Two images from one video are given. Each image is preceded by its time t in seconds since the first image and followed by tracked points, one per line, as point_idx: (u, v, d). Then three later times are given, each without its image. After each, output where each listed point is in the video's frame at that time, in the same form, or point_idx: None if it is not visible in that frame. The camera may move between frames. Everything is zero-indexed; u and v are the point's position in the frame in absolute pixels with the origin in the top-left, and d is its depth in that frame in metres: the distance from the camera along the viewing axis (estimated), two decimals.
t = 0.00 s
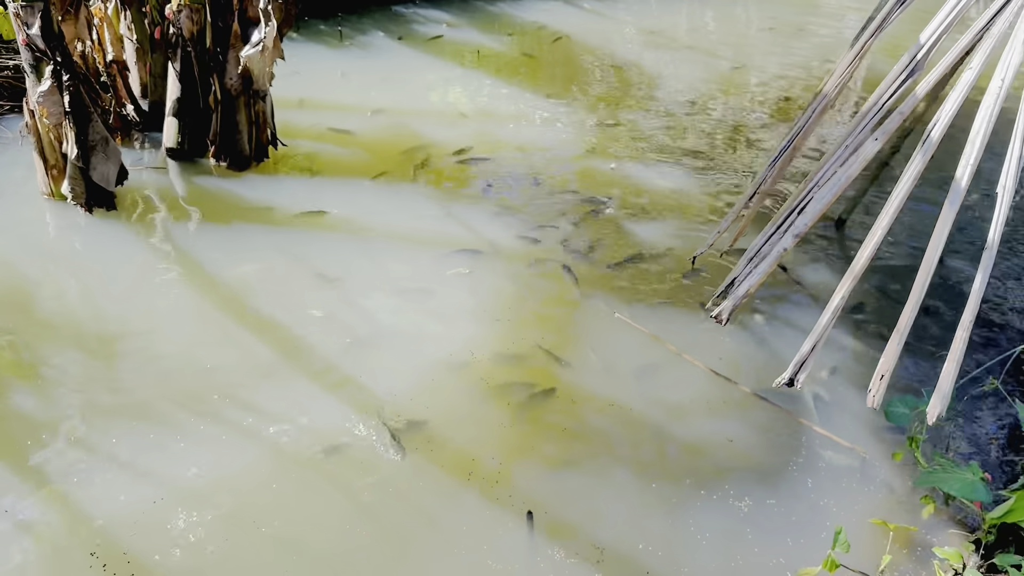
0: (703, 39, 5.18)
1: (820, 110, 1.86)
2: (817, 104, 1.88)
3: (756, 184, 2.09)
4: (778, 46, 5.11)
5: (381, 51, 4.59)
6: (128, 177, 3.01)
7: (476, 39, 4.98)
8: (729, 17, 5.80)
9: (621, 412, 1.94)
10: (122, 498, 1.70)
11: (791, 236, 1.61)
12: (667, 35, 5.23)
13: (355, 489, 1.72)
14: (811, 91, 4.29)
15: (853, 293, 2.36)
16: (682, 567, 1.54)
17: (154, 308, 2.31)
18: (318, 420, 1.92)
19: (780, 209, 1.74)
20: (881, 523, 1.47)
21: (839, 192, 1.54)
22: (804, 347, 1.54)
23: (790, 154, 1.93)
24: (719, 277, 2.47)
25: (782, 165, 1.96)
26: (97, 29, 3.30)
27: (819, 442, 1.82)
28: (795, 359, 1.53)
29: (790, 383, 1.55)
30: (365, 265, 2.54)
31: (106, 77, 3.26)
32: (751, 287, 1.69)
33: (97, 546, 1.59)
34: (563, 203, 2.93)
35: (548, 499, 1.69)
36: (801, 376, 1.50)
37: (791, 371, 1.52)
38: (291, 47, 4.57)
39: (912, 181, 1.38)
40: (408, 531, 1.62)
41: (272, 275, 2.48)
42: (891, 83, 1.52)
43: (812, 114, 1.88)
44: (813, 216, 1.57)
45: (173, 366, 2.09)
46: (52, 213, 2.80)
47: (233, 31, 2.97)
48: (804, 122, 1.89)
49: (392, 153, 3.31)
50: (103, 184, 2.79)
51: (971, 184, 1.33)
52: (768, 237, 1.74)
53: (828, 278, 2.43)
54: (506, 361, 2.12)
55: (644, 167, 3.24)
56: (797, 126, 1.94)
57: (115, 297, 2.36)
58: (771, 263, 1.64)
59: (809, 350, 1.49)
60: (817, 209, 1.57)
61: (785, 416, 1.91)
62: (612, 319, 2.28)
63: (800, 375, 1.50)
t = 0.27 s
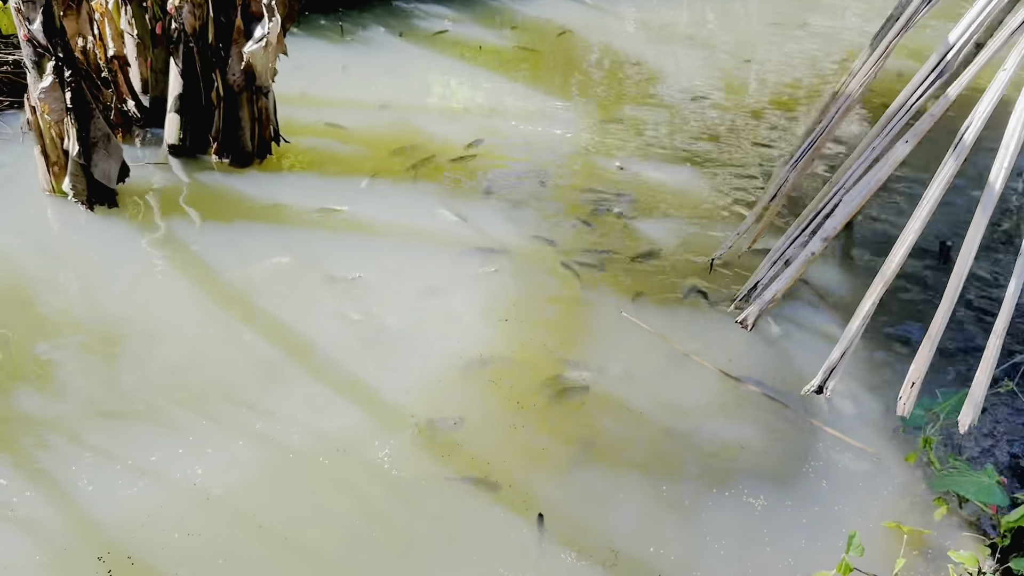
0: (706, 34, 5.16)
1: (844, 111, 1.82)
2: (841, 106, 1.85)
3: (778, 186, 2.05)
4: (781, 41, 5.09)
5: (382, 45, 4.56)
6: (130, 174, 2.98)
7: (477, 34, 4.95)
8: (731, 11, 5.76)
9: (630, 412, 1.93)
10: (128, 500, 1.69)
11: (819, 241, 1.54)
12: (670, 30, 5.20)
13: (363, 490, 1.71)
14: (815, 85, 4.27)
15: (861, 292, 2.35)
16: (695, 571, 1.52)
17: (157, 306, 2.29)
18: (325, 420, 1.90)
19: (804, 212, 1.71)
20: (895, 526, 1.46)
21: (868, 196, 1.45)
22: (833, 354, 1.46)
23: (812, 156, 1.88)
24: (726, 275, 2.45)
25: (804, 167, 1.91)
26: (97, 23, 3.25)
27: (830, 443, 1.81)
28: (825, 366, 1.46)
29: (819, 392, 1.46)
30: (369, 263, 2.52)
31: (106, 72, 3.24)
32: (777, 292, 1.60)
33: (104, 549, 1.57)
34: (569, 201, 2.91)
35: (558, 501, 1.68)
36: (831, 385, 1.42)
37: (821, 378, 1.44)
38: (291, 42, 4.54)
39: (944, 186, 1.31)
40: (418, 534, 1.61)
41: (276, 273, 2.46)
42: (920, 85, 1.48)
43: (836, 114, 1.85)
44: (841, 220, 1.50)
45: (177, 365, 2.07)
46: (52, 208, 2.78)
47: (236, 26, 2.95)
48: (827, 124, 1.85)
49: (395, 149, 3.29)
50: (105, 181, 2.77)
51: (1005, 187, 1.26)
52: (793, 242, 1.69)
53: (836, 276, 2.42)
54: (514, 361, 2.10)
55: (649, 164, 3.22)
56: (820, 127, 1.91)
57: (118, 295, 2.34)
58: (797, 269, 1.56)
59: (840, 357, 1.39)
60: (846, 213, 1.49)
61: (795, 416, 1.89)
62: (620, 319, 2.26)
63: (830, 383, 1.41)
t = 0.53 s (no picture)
0: (707, 30, 5.14)
1: (851, 112, 1.80)
2: (849, 107, 1.82)
3: (784, 188, 2.03)
4: (782, 37, 5.07)
5: (382, 41, 4.54)
6: (129, 171, 2.98)
7: (477, 30, 4.92)
8: (732, 6, 5.74)
9: (634, 412, 1.92)
10: (129, 499, 1.68)
11: (829, 246, 1.51)
12: (670, 26, 5.18)
13: (364, 491, 1.70)
14: (816, 81, 4.25)
15: (863, 291, 2.34)
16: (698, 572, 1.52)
17: (157, 305, 2.29)
18: (325, 420, 1.90)
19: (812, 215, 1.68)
20: (899, 528, 1.46)
21: (880, 201, 1.43)
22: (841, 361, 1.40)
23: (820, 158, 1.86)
24: (728, 274, 2.44)
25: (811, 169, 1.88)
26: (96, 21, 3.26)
27: (832, 443, 1.81)
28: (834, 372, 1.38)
29: (829, 399, 1.40)
30: (370, 261, 2.51)
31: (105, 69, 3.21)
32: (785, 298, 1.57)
33: (106, 550, 1.57)
34: (570, 198, 2.89)
35: (560, 502, 1.68)
36: (842, 392, 1.35)
37: (830, 385, 1.37)
38: (290, 37, 4.52)
39: (957, 191, 1.29)
40: (420, 536, 1.60)
41: (277, 271, 2.46)
42: (931, 88, 1.46)
43: (842, 116, 1.82)
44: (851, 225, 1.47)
45: (178, 363, 2.07)
46: (51, 206, 2.76)
47: (235, 22, 2.92)
48: (835, 126, 1.83)
49: (395, 146, 3.27)
50: (103, 178, 2.76)
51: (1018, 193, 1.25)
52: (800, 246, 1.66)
53: (837, 275, 2.41)
54: (516, 361, 2.09)
55: (650, 160, 3.21)
56: (825, 131, 1.88)
57: (119, 293, 2.33)
58: (807, 274, 1.51)
59: (851, 362, 1.33)
60: (857, 218, 1.47)
61: (797, 416, 1.89)
62: (621, 318, 2.26)
63: (840, 389, 1.35)
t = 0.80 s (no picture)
0: (702, 23, 5.13)
1: (849, 109, 1.80)
2: (846, 104, 1.82)
3: (781, 185, 2.03)
4: (777, 30, 5.06)
5: (376, 35, 4.53)
6: (124, 167, 2.97)
7: (472, 23, 4.91)
8: None
9: (632, 409, 1.92)
10: (127, 497, 1.68)
11: (827, 244, 1.51)
12: (666, 18, 5.17)
13: (363, 488, 1.70)
14: (812, 74, 4.25)
15: (859, 286, 2.34)
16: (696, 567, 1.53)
17: (154, 303, 2.28)
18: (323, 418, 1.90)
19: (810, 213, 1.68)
20: (897, 523, 1.46)
21: (877, 200, 1.43)
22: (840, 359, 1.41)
23: (817, 155, 1.86)
24: (725, 270, 2.44)
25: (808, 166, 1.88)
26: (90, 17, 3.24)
27: (829, 438, 1.81)
28: (832, 371, 1.40)
29: (826, 398, 1.42)
30: (366, 257, 2.51)
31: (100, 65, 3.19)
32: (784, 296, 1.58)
33: (105, 549, 1.57)
34: (566, 193, 2.89)
35: (558, 499, 1.68)
36: (839, 392, 1.37)
37: (828, 385, 1.39)
38: (285, 32, 4.50)
39: (954, 190, 1.30)
40: (419, 533, 1.60)
41: (273, 268, 2.45)
42: (928, 86, 1.46)
43: (840, 113, 1.82)
44: (850, 223, 1.47)
45: (175, 361, 2.06)
46: (46, 203, 2.76)
47: (230, 18, 2.91)
48: (832, 123, 1.83)
49: (391, 141, 3.27)
50: (99, 176, 2.74)
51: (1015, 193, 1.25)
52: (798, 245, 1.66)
53: (833, 270, 2.42)
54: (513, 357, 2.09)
55: (647, 155, 3.20)
56: (822, 127, 1.88)
57: (115, 291, 2.32)
58: (805, 273, 1.52)
59: (849, 361, 1.34)
60: (855, 216, 1.47)
61: (794, 412, 1.90)
62: (619, 314, 2.26)
63: (838, 389, 1.37)
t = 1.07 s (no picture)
0: (695, 11, 5.11)
1: (842, 95, 1.79)
2: (838, 90, 1.82)
3: (773, 172, 2.01)
4: (771, 18, 5.05)
5: (369, 25, 4.50)
6: (116, 159, 2.95)
7: (466, 13, 4.88)
8: None
9: (627, 397, 1.93)
10: (124, 488, 1.68)
11: (820, 229, 1.50)
12: (660, 7, 5.15)
13: (359, 478, 1.71)
14: (806, 62, 4.25)
15: (852, 272, 2.35)
16: (690, 552, 1.54)
17: (148, 295, 2.27)
18: (319, 408, 1.90)
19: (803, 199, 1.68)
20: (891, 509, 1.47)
21: (869, 184, 1.43)
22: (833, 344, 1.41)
23: (809, 141, 1.85)
24: (718, 258, 2.45)
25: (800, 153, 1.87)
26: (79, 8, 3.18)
27: (823, 425, 1.82)
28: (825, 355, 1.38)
29: (820, 382, 1.40)
30: (360, 248, 2.50)
31: (91, 56, 3.17)
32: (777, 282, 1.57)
33: (102, 539, 1.57)
34: (561, 183, 2.89)
35: (554, 487, 1.68)
36: (832, 374, 1.35)
37: (822, 368, 1.37)
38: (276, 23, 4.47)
39: (946, 174, 1.29)
40: (414, 521, 1.61)
41: (267, 259, 2.45)
42: (921, 71, 1.46)
43: (832, 99, 1.81)
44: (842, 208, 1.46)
45: (169, 352, 2.06)
46: (39, 194, 2.75)
47: (222, 8, 2.87)
48: (824, 109, 1.82)
49: (385, 131, 3.25)
50: (92, 167, 2.74)
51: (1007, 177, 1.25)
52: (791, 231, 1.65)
53: (827, 257, 2.42)
54: (507, 346, 2.09)
55: (641, 144, 3.20)
56: (815, 114, 1.87)
57: (109, 284, 2.32)
58: (799, 259, 1.51)
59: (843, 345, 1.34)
60: (848, 201, 1.47)
61: (789, 398, 1.90)
62: (614, 303, 2.25)
63: (831, 372, 1.35)
